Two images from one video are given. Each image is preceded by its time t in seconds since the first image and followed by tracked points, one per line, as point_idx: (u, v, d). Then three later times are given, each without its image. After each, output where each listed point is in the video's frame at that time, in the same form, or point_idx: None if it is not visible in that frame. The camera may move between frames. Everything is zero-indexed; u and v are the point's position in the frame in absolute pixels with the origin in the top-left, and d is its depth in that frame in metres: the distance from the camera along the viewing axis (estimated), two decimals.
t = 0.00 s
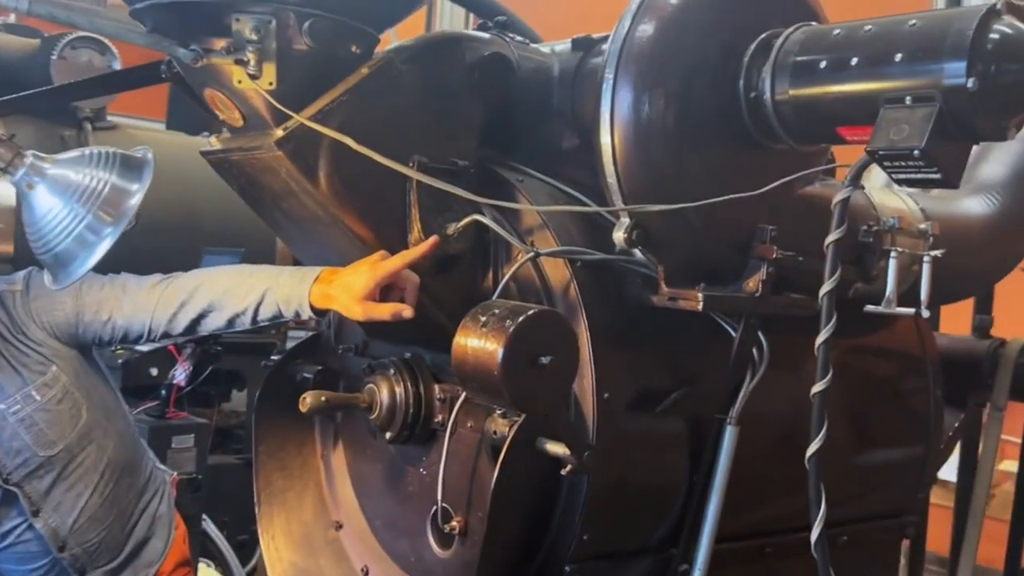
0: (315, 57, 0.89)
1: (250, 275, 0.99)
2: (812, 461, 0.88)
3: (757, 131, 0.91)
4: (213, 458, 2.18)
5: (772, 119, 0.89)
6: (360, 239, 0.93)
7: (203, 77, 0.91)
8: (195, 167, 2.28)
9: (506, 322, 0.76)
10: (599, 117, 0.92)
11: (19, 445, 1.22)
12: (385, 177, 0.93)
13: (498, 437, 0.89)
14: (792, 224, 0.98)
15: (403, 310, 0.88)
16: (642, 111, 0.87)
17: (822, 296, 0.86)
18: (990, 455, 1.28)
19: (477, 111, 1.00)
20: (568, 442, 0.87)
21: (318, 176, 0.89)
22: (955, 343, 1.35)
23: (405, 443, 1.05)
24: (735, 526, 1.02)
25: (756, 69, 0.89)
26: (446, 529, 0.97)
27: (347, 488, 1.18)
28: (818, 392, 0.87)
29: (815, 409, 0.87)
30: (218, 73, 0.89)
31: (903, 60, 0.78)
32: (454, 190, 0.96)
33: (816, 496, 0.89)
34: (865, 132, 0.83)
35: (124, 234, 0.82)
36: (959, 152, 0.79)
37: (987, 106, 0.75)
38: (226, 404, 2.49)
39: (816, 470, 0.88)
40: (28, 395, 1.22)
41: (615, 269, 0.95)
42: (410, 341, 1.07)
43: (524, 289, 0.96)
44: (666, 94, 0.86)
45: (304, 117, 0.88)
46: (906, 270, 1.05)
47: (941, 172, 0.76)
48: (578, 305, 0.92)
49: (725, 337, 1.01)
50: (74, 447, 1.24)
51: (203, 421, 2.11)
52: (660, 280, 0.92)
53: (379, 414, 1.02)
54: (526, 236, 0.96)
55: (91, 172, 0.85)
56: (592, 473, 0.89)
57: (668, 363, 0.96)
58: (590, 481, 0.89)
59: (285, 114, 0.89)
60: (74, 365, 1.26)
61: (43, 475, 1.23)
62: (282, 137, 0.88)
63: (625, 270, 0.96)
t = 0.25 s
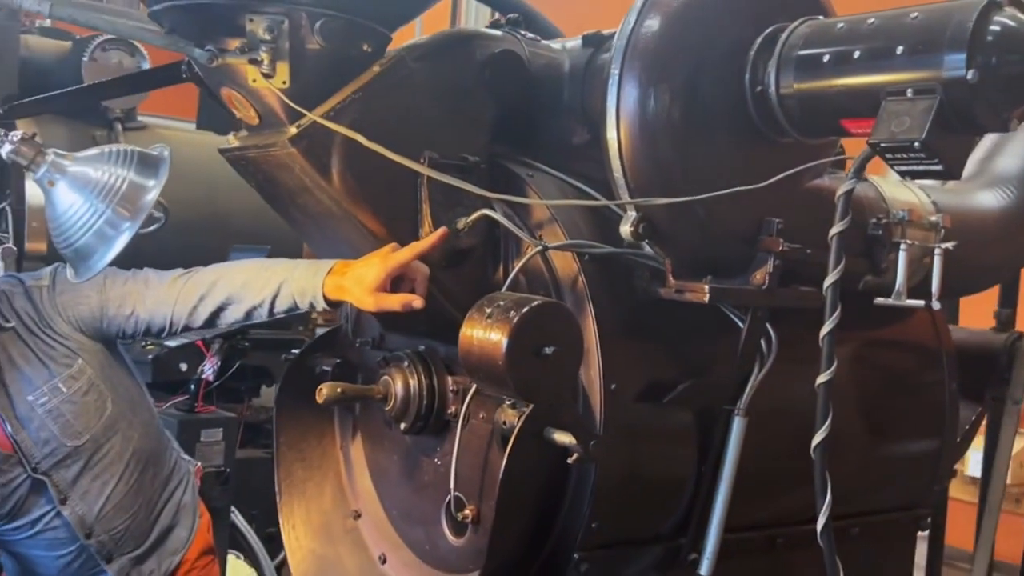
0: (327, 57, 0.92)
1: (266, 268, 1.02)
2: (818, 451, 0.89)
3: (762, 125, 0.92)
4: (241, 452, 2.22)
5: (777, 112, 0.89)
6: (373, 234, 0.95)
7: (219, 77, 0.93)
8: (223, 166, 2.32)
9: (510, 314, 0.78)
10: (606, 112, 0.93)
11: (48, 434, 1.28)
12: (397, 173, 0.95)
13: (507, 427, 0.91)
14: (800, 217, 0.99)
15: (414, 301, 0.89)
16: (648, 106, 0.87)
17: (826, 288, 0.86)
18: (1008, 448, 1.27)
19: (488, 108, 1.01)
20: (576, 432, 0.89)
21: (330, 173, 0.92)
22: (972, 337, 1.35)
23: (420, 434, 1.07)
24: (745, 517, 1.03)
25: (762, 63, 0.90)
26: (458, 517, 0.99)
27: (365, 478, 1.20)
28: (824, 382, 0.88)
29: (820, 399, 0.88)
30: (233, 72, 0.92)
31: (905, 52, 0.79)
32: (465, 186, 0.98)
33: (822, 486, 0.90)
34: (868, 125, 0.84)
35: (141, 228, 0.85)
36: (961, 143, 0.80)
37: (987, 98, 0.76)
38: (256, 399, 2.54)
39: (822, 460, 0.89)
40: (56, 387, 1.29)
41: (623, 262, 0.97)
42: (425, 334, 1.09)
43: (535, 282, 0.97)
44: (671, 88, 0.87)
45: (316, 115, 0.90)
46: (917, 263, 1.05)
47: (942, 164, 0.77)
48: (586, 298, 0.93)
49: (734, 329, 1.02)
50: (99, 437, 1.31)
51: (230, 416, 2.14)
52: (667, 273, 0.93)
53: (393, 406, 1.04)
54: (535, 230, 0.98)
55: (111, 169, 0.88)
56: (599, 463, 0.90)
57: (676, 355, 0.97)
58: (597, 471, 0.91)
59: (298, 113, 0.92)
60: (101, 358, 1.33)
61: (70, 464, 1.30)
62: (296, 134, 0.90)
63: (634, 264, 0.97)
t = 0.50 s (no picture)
0: (340, 56, 0.94)
1: (284, 264, 1.04)
2: (823, 437, 0.90)
3: (768, 117, 0.93)
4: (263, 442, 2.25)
5: (782, 104, 0.91)
6: (386, 228, 0.97)
7: (235, 77, 0.96)
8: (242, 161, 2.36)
9: (518, 305, 0.80)
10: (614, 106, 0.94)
11: (75, 425, 1.32)
12: (409, 168, 0.97)
13: (518, 415, 0.93)
14: (806, 208, 1.01)
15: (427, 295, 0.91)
16: (655, 99, 0.88)
17: (831, 277, 0.88)
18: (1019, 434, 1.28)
19: (499, 103, 1.03)
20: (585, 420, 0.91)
21: (344, 168, 0.94)
22: (983, 324, 1.36)
23: (434, 422, 1.09)
24: (755, 503, 1.05)
25: (767, 56, 0.91)
26: (472, 503, 1.02)
27: (383, 465, 1.23)
28: (829, 370, 0.89)
29: (825, 386, 0.89)
30: (249, 72, 0.94)
31: (906, 45, 0.80)
32: (476, 180, 1.00)
33: (828, 471, 0.92)
34: (871, 116, 0.85)
35: (162, 224, 0.88)
36: (962, 134, 0.81)
37: (986, 89, 0.77)
38: (277, 389, 2.58)
39: (828, 445, 0.91)
40: (82, 378, 1.33)
41: (632, 254, 0.99)
42: (438, 325, 1.12)
43: (545, 274, 0.99)
44: (678, 81, 0.88)
45: (330, 113, 0.92)
46: (924, 252, 1.06)
47: (943, 155, 0.78)
48: (594, 289, 0.95)
49: (742, 318, 1.04)
50: (123, 428, 1.34)
51: (252, 406, 2.18)
52: (674, 264, 0.95)
53: (408, 395, 1.07)
54: (545, 222, 1.00)
55: (131, 167, 0.91)
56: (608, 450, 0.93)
57: (684, 344, 0.99)
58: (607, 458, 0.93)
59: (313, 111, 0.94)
60: (127, 351, 1.37)
61: (96, 453, 1.33)
62: (310, 132, 0.92)
63: (642, 255, 0.99)
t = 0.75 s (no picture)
0: (348, 55, 0.96)
1: (297, 259, 1.06)
2: (828, 425, 0.92)
3: (770, 110, 0.94)
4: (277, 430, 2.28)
5: (784, 97, 0.92)
6: (395, 223, 0.99)
7: (246, 75, 0.97)
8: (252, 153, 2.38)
9: (525, 299, 0.82)
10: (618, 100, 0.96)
11: (93, 418, 1.35)
12: (417, 164, 0.98)
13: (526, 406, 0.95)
14: (809, 199, 1.02)
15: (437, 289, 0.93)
16: (659, 92, 0.90)
17: (833, 268, 0.89)
18: None
19: (506, 98, 1.05)
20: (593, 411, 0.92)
21: (353, 165, 0.95)
22: (988, 310, 1.37)
23: (445, 413, 1.11)
24: (761, 489, 1.07)
25: (769, 50, 0.92)
26: (483, 492, 1.04)
27: (395, 454, 1.25)
28: (832, 359, 0.91)
29: (829, 375, 0.90)
30: (260, 71, 0.96)
31: (905, 40, 0.81)
32: (484, 174, 1.01)
33: (833, 459, 0.93)
34: (872, 109, 0.86)
35: (176, 224, 0.90)
36: (962, 126, 0.82)
37: (984, 83, 0.78)
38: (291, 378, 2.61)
39: (832, 433, 0.92)
40: (100, 372, 1.35)
41: (637, 246, 1.00)
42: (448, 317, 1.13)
43: (552, 266, 1.01)
44: (681, 74, 0.89)
45: (339, 111, 0.94)
46: (927, 240, 1.07)
47: (942, 148, 0.79)
48: (601, 281, 0.97)
49: (747, 307, 1.05)
50: (140, 421, 1.37)
51: (266, 395, 2.21)
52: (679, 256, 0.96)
53: (419, 386, 1.08)
54: (552, 215, 1.01)
55: (146, 168, 0.93)
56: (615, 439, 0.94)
57: (689, 333, 1.01)
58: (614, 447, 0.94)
59: (322, 108, 0.96)
60: (142, 345, 1.40)
61: (114, 445, 1.36)
62: (319, 129, 0.94)
63: (648, 247, 1.00)
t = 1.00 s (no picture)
0: (355, 49, 0.97)
1: (309, 254, 1.08)
2: (831, 410, 0.93)
3: (773, 100, 0.95)
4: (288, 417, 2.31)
5: (786, 87, 0.93)
6: (404, 216, 1.01)
7: (255, 71, 0.99)
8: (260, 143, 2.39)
9: (533, 290, 0.83)
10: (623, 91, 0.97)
11: (109, 409, 1.38)
12: (425, 156, 1.00)
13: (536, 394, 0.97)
14: (812, 187, 1.03)
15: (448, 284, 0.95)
16: (662, 83, 0.91)
17: (836, 256, 0.90)
18: None
19: (512, 91, 1.06)
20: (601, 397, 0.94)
21: (361, 158, 0.97)
22: (990, 293, 1.39)
23: (455, 401, 1.13)
24: (767, 473, 1.08)
25: (771, 40, 0.93)
26: (494, 478, 1.06)
27: (407, 441, 1.28)
28: (835, 346, 0.92)
29: (831, 360, 0.92)
30: (269, 67, 0.97)
31: (904, 31, 0.82)
32: (491, 166, 1.03)
33: (836, 443, 0.95)
34: (873, 99, 0.87)
35: (189, 220, 0.92)
36: (961, 116, 0.83)
37: (983, 74, 0.79)
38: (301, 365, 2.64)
39: (836, 418, 0.94)
40: (115, 364, 1.38)
41: (643, 236, 1.02)
42: (456, 307, 1.15)
43: (560, 256, 1.03)
44: (684, 65, 0.90)
45: (347, 105, 0.95)
46: (929, 226, 1.08)
47: (941, 137, 0.80)
48: (607, 271, 0.98)
49: (751, 294, 1.07)
50: (155, 411, 1.41)
51: (277, 382, 2.23)
52: (684, 244, 0.97)
53: (429, 375, 1.10)
54: (559, 206, 1.03)
55: (158, 165, 0.94)
56: (622, 426, 0.96)
57: (695, 321, 1.02)
58: (621, 433, 0.96)
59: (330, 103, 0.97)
60: (155, 336, 1.43)
61: (130, 436, 1.39)
62: (328, 124, 0.95)
63: (654, 236, 1.02)
